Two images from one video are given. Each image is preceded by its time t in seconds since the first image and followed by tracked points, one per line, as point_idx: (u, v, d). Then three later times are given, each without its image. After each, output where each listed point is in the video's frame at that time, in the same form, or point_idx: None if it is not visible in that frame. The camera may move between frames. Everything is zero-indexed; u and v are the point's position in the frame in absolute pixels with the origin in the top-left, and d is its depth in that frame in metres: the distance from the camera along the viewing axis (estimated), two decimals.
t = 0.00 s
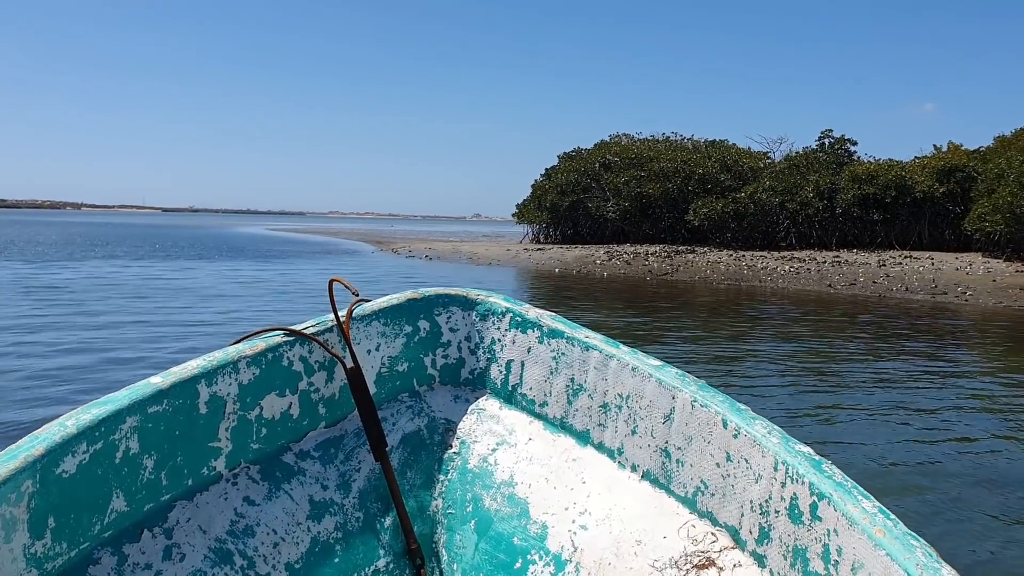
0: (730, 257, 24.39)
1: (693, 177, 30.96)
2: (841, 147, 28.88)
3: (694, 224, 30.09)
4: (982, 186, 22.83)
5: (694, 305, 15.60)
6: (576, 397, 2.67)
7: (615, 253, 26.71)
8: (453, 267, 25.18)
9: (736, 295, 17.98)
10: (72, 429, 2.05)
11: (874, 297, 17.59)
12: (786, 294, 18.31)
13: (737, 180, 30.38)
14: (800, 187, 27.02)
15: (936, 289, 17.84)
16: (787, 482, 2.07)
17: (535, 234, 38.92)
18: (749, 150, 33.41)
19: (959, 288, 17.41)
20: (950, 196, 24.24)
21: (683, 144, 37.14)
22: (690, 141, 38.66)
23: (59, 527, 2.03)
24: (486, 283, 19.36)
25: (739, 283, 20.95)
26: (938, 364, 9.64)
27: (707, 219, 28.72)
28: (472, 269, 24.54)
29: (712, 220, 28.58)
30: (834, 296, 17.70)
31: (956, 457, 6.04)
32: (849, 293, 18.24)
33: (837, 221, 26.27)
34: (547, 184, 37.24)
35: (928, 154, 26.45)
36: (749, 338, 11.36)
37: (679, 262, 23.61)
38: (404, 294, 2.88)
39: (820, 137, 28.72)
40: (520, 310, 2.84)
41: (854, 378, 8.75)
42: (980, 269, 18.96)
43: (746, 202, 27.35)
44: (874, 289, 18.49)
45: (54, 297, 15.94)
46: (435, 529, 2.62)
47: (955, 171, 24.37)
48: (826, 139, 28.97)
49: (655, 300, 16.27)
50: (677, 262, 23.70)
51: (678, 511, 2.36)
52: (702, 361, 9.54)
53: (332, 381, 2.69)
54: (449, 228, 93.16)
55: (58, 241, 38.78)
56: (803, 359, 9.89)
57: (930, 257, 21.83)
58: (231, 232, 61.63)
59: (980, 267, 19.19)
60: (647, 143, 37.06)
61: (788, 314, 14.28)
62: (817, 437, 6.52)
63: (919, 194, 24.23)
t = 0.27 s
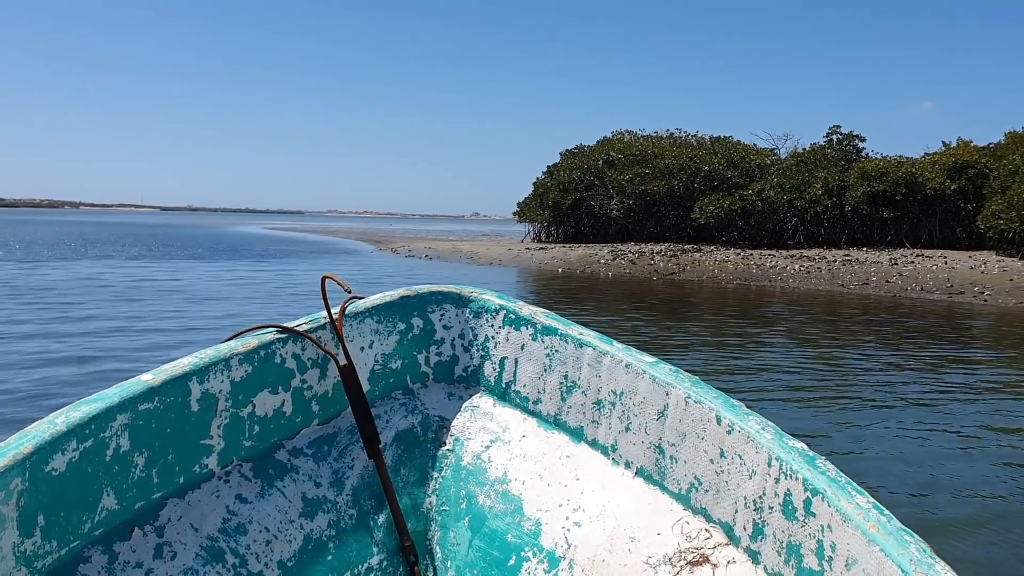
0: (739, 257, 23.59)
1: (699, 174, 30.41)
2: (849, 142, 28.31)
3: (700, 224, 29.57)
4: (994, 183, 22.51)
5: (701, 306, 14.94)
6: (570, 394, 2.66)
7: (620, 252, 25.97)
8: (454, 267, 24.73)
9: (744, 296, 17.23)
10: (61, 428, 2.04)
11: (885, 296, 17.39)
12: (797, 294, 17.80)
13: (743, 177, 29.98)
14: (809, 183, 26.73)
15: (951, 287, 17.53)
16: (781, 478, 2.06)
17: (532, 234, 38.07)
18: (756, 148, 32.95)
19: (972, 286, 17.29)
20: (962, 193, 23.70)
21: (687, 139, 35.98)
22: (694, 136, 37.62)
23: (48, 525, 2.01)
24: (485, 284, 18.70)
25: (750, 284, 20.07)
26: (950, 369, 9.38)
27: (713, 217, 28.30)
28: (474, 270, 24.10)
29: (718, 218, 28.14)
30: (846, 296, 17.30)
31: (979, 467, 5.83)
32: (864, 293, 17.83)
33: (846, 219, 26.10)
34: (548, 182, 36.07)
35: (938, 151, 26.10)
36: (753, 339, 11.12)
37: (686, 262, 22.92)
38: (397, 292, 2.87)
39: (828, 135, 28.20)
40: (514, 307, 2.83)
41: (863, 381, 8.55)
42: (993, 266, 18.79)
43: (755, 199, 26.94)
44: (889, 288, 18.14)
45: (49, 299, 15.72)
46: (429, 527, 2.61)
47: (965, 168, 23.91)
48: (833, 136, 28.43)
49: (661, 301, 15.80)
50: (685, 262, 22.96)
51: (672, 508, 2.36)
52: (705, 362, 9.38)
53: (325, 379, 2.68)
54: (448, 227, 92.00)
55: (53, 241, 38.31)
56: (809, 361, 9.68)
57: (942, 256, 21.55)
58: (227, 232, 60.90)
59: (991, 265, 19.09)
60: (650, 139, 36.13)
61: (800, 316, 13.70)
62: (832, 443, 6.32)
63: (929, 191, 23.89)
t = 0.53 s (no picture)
0: (747, 257, 23.31)
1: (705, 173, 29.92)
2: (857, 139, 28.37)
3: (707, 224, 29.17)
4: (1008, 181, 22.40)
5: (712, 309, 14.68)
6: (572, 396, 2.66)
7: (624, 252, 25.90)
8: (457, 269, 24.41)
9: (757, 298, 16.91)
10: (65, 431, 2.04)
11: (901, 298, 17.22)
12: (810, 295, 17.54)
13: (751, 176, 29.60)
14: (817, 182, 26.53)
15: (967, 289, 17.47)
16: (785, 479, 2.06)
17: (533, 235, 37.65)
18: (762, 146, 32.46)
19: (992, 286, 17.27)
20: (974, 192, 23.57)
21: (692, 138, 35.40)
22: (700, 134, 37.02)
23: (52, 529, 2.01)
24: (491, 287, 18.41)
25: (761, 286, 19.71)
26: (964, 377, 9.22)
27: (719, 217, 27.74)
28: (478, 271, 23.78)
29: (725, 218, 27.58)
30: (860, 298, 17.11)
31: (990, 480, 5.76)
32: (880, 296, 17.61)
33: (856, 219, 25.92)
34: (551, 181, 35.59)
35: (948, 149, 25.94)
36: (763, 343, 10.96)
37: (693, 262, 22.86)
38: (399, 293, 2.86)
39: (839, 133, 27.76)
40: (515, 308, 2.82)
41: (876, 391, 8.39)
42: (1008, 266, 18.81)
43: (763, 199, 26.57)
44: (904, 290, 17.99)
45: (48, 302, 15.59)
46: (431, 529, 2.61)
47: (978, 165, 23.80)
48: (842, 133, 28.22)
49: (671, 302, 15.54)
50: (692, 263, 22.89)
51: (675, 509, 2.35)
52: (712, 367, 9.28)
53: (327, 381, 2.67)
54: (449, 226, 91.21)
55: (52, 242, 38.07)
56: (820, 367, 9.53)
57: (954, 256, 21.41)
58: (227, 232, 60.51)
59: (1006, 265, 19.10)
60: (654, 138, 35.67)
61: (817, 318, 13.51)
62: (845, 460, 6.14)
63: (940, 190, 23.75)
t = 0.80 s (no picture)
0: (761, 260, 22.41)
1: (716, 173, 29.20)
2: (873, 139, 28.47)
3: (718, 224, 28.76)
4: None
5: (726, 313, 14.09)
6: (588, 403, 2.66)
7: (634, 253, 25.08)
8: (464, 273, 23.92)
9: (773, 301, 16.22)
10: (87, 443, 2.05)
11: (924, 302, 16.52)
12: (829, 299, 16.81)
13: (764, 177, 28.72)
14: (831, 182, 26.07)
15: (992, 293, 16.82)
16: (804, 486, 2.07)
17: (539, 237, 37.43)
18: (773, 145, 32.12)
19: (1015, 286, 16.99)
20: (993, 192, 23.44)
21: (702, 138, 34.84)
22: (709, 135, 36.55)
23: (76, 541, 2.02)
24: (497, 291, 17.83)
25: (777, 288, 18.86)
26: (983, 371, 9.04)
27: (732, 217, 27.50)
28: (485, 274, 23.32)
29: (738, 218, 27.22)
30: (880, 302, 16.36)
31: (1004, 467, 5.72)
32: (901, 299, 16.81)
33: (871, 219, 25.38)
34: (558, 183, 35.07)
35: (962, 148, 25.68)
36: (778, 343, 10.75)
37: (706, 264, 21.86)
38: (412, 301, 2.87)
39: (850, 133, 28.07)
40: (530, 316, 2.84)
41: (892, 384, 8.26)
42: None
43: (775, 200, 26.19)
44: (927, 294, 17.24)
45: (50, 307, 15.44)
46: (448, 537, 2.62)
47: (998, 165, 23.69)
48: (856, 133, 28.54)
49: (683, 306, 14.97)
50: (705, 265, 21.92)
51: (693, 516, 2.36)
52: (725, 365, 9.15)
53: (343, 389, 2.68)
54: (455, 228, 90.70)
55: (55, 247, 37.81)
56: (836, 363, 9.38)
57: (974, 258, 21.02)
58: (230, 235, 60.09)
59: None
60: (663, 138, 35.18)
61: (838, 324, 12.86)
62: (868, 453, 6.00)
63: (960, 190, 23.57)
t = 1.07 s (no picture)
0: (817, 261, 21.03)
1: (768, 173, 28.49)
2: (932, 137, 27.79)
3: (770, 226, 27.74)
4: None
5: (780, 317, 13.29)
6: (642, 404, 2.66)
7: (684, 257, 23.67)
8: (504, 275, 23.14)
9: (830, 306, 15.22)
10: (151, 441, 2.08)
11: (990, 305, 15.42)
12: (888, 303, 15.73)
13: (818, 177, 28.05)
14: (887, 182, 25.15)
15: None
16: (866, 487, 2.05)
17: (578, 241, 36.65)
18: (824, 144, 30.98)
19: None
20: None
21: (752, 138, 33.51)
22: (759, 134, 35.37)
23: (140, 536, 2.05)
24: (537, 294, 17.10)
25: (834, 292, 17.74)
26: None
27: (785, 219, 26.39)
28: (526, 276, 22.50)
29: (791, 220, 26.30)
30: (945, 306, 15.22)
31: None
32: (968, 304, 15.52)
33: (932, 221, 24.38)
34: (602, 184, 34.29)
35: None
36: (829, 348, 10.34)
37: (760, 267, 20.61)
38: (464, 301, 2.89)
39: (908, 132, 27.99)
40: (581, 316, 2.84)
41: (953, 393, 7.89)
42: None
43: (829, 200, 25.40)
44: (996, 297, 15.92)
45: (89, 308, 15.47)
46: (501, 537, 2.62)
47: None
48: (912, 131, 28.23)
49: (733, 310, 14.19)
50: (758, 267, 20.66)
51: (751, 517, 2.35)
52: (772, 369, 8.90)
53: (397, 389, 2.70)
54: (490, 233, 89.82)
55: (96, 249, 38.17)
56: (890, 370, 9.02)
57: None
58: (263, 238, 60.16)
59: None
60: (710, 137, 34.02)
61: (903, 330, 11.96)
62: (937, 469, 5.73)
63: None
